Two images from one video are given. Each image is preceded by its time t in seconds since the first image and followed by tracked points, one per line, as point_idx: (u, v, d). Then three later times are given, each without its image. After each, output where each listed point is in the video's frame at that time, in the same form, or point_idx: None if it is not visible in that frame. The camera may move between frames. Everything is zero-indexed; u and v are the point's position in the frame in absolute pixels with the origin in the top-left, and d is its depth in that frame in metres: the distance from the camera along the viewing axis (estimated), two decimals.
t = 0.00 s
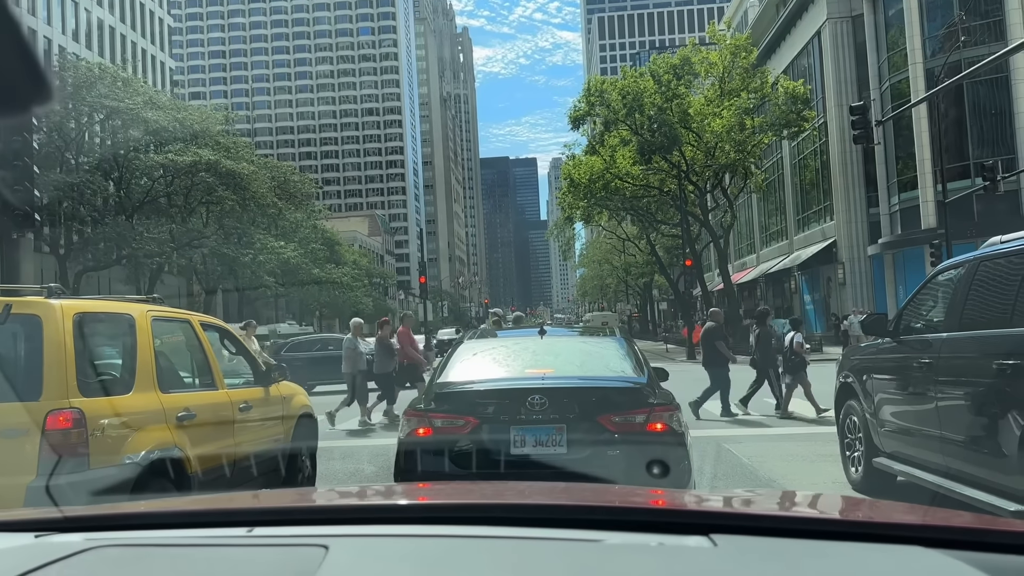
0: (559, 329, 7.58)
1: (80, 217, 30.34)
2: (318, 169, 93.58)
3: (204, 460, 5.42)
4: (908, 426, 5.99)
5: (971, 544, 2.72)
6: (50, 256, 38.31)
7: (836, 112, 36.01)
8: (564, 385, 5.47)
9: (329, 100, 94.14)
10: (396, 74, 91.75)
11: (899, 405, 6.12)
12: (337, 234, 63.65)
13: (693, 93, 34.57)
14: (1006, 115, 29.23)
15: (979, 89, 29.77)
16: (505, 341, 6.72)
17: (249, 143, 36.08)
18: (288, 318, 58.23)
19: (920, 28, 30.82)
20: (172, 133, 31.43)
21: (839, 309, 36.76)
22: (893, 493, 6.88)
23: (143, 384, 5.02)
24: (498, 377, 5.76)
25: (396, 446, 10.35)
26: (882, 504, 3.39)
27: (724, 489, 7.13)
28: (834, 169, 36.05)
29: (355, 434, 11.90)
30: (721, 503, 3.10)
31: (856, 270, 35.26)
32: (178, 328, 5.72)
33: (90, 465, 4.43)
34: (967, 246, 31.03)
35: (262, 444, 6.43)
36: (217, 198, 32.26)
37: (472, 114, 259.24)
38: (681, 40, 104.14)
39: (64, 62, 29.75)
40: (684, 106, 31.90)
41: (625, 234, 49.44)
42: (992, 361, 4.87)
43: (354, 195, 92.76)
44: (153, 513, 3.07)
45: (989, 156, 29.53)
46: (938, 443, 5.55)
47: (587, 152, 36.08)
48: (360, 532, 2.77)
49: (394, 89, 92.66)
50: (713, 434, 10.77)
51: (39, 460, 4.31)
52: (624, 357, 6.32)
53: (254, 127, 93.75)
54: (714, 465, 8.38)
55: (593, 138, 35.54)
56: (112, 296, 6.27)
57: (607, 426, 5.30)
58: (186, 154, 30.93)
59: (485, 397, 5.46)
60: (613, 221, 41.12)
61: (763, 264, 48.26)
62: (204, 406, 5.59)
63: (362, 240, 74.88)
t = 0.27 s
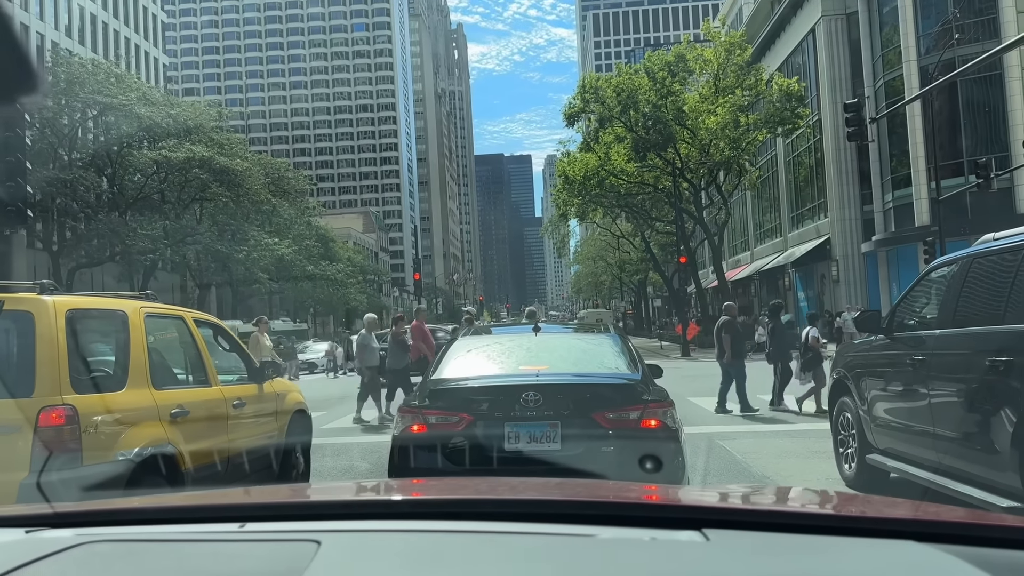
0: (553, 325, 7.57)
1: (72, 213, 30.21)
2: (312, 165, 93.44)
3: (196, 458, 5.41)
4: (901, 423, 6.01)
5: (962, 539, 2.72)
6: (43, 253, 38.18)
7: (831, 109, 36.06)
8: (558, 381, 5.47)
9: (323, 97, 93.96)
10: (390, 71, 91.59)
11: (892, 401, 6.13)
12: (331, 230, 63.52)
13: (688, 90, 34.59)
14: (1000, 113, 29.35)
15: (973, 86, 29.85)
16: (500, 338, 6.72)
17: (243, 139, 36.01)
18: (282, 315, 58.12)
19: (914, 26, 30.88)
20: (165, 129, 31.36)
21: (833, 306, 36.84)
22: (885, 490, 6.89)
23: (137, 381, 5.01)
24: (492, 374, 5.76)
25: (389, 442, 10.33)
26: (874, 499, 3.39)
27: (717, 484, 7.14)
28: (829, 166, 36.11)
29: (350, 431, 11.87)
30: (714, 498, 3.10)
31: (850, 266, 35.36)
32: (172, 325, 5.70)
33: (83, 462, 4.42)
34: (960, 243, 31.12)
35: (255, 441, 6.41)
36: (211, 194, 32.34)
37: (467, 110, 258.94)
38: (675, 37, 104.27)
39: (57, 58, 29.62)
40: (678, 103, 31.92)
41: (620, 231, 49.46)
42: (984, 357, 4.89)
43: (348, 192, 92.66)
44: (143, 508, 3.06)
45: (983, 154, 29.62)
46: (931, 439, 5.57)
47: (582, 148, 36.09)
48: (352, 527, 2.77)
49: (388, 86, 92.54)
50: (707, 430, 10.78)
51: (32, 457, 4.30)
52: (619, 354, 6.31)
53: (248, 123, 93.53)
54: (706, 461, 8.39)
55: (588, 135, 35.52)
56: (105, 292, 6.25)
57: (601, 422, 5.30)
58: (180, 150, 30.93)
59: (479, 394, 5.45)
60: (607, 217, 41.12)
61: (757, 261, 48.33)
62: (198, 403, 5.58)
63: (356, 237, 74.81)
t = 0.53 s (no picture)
0: (549, 321, 7.57)
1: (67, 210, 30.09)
2: (307, 162, 93.30)
3: (190, 454, 5.39)
4: (894, 419, 6.03)
5: (954, 533, 2.73)
6: (37, 249, 38.10)
7: (825, 107, 36.12)
8: (553, 378, 5.47)
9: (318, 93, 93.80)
10: (386, 67, 91.49)
11: (887, 398, 6.14)
12: (326, 227, 63.43)
13: (683, 87, 34.63)
14: (994, 111, 29.43)
15: (968, 83, 29.93)
16: (495, 335, 6.71)
17: (239, 135, 35.95)
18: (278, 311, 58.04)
19: (909, 23, 30.93)
20: (160, 125, 31.30)
21: (827, 302, 36.91)
22: (879, 485, 6.91)
23: (130, 377, 5.00)
24: (486, 371, 5.76)
25: (385, 439, 10.32)
26: (867, 493, 3.40)
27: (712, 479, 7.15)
28: (823, 163, 36.14)
29: (345, 427, 11.83)
30: (709, 492, 3.09)
31: (845, 263, 35.42)
32: (166, 322, 5.69)
33: (77, 458, 4.40)
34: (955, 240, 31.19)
35: (250, 437, 6.40)
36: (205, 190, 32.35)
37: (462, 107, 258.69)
38: (671, 34, 104.36)
39: (52, 53, 29.49)
40: (674, 100, 31.91)
41: (615, 228, 49.48)
42: (978, 354, 4.90)
43: (343, 188, 92.55)
44: (135, 503, 3.06)
45: (977, 152, 29.71)
46: (925, 436, 5.58)
47: (577, 145, 36.09)
48: (345, 522, 2.76)
49: (383, 82, 92.43)
50: (701, 426, 10.78)
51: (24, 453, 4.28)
52: (613, 351, 6.31)
53: (243, 120, 93.33)
54: (701, 457, 8.41)
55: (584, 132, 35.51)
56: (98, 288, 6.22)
57: (595, 418, 5.30)
58: (175, 147, 30.96)
59: (474, 390, 5.44)
60: (603, 214, 41.12)
61: (752, 257, 48.44)
62: (191, 399, 5.55)
63: (352, 234, 74.73)
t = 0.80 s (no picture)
0: (546, 318, 7.56)
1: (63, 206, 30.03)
2: (304, 158, 93.16)
3: (186, 451, 5.37)
4: (890, 417, 6.04)
5: (951, 527, 2.73)
6: (33, 246, 38.09)
7: (823, 104, 36.13)
8: (550, 374, 5.47)
9: (315, 90, 93.58)
10: (383, 64, 91.36)
11: (883, 395, 6.15)
12: (323, 224, 63.33)
13: (681, 84, 34.61)
14: (991, 109, 29.43)
15: (965, 81, 29.96)
16: (493, 331, 6.71)
17: (235, 132, 35.89)
18: (274, 308, 57.99)
19: (906, 21, 30.92)
20: (156, 121, 31.25)
21: (824, 300, 36.96)
22: (876, 482, 6.92)
23: (127, 373, 4.98)
24: (484, 368, 5.75)
25: (382, 435, 10.31)
26: (863, 489, 3.41)
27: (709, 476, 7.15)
28: (820, 161, 36.14)
29: (341, 424, 11.85)
30: (708, 487, 3.10)
31: (841, 261, 35.44)
32: (162, 318, 5.68)
33: (73, 454, 4.39)
34: (952, 238, 31.21)
35: (247, 433, 6.39)
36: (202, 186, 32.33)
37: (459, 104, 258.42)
38: (667, 31, 104.33)
39: (47, 49, 29.42)
40: (671, 97, 31.90)
41: (612, 226, 49.47)
42: (974, 350, 4.91)
43: (340, 185, 92.42)
44: (131, 497, 3.05)
45: (973, 149, 29.71)
46: (920, 433, 5.59)
47: (575, 142, 36.06)
48: (341, 515, 2.76)
49: (380, 79, 92.27)
50: (699, 423, 10.79)
51: (21, 449, 4.27)
52: (610, 347, 6.31)
53: (239, 116, 93.16)
54: (697, 454, 8.41)
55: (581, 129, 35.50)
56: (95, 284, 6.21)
57: (592, 415, 5.30)
58: (172, 143, 30.93)
59: (471, 386, 5.44)
60: (600, 212, 41.11)
61: (749, 255, 48.46)
62: (188, 396, 5.55)
63: (349, 231, 74.67)
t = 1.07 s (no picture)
0: (545, 316, 7.57)
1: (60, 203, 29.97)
2: (302, 155, 93.08)
3: (185, 447, 5.37)
4: (889, 414, 6.05)
5: (948, 522, 2.74)
6: (31, 242, 38.06)
7: (821, 101, 36.12)
8: (548, 371, 5.47)
9: (313, 86, 93.42)
10: (381, 60, 91.23)
11: (881, 393, 6.16)
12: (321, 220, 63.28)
13: (679, 81, 34.58)
14: (989, 106, 29.44)
15: (963, 79, 29.95)
16: (491, 328, 6.71)
17: (233, 128, 35.87)
18: (272, 304, 57.96)
19: (905, 18, 30.90)
20: (154, 117, 31.22)
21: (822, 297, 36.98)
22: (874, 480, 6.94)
23: (125, 369, 4.98)
24: (482, 364, 5.75)
25: (381, 432, 10.32)
26: (861, 485, 3.42)
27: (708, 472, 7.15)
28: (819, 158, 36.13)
29: (339, 421, 11.86)
30: (707, 484, 3.11)
31: (840, 258, 35.47)
32: (161, 314, 5.67)
33: (73, 451, 4.40)
34: (950, 236, 31.22)
35: (246, 429, 6.39)
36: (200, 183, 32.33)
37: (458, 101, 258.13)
38: (666, 28, 104.28)
39: (45, 44, 29.33)
40: (669, 94, 31.86)
41: (611, 223, 49.46)
42: (971, 348, 4.92)
43: (338, 181, 92.35)
44: (131, 493, 3.06)
45: (972, 147, 29.68)
46: (918, 430, 5.60)
47: (573, 139, 36.04)
48: (341, 511, 2.77)
49: (378, 75, 92.15)
50: (697, 420, 10.80)
51: (20, 445, 4.27)
52: (608, 344, 6.32)
53: (237, 112, 93.04)
54: (696, 451, 8.42)
55: (579, 126, 35.47)
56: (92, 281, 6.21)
57: (590, 412, 5.31)
58: (169, 140, 30.86)
59: (469, 383, 5.44)
60: (598, 209, 41.10)
61: (747, 252, 48.47)
62: (187, 392, 5.55)
63: (347, 228, 74.61)
